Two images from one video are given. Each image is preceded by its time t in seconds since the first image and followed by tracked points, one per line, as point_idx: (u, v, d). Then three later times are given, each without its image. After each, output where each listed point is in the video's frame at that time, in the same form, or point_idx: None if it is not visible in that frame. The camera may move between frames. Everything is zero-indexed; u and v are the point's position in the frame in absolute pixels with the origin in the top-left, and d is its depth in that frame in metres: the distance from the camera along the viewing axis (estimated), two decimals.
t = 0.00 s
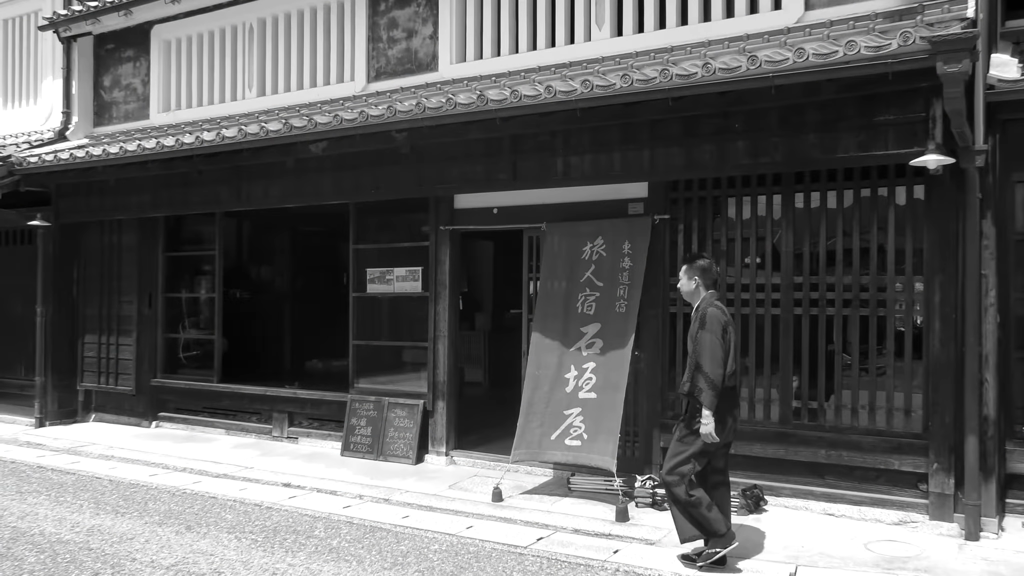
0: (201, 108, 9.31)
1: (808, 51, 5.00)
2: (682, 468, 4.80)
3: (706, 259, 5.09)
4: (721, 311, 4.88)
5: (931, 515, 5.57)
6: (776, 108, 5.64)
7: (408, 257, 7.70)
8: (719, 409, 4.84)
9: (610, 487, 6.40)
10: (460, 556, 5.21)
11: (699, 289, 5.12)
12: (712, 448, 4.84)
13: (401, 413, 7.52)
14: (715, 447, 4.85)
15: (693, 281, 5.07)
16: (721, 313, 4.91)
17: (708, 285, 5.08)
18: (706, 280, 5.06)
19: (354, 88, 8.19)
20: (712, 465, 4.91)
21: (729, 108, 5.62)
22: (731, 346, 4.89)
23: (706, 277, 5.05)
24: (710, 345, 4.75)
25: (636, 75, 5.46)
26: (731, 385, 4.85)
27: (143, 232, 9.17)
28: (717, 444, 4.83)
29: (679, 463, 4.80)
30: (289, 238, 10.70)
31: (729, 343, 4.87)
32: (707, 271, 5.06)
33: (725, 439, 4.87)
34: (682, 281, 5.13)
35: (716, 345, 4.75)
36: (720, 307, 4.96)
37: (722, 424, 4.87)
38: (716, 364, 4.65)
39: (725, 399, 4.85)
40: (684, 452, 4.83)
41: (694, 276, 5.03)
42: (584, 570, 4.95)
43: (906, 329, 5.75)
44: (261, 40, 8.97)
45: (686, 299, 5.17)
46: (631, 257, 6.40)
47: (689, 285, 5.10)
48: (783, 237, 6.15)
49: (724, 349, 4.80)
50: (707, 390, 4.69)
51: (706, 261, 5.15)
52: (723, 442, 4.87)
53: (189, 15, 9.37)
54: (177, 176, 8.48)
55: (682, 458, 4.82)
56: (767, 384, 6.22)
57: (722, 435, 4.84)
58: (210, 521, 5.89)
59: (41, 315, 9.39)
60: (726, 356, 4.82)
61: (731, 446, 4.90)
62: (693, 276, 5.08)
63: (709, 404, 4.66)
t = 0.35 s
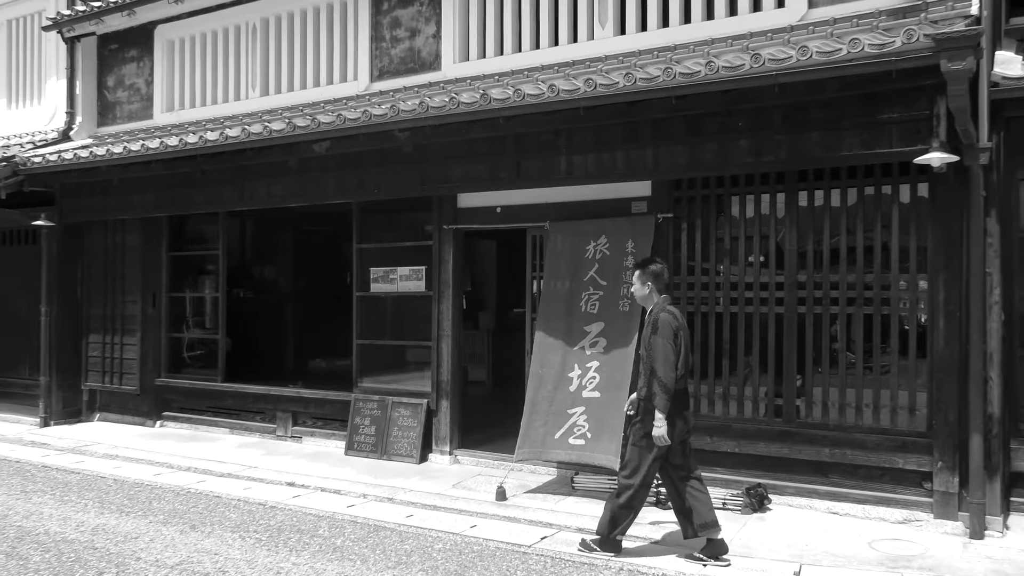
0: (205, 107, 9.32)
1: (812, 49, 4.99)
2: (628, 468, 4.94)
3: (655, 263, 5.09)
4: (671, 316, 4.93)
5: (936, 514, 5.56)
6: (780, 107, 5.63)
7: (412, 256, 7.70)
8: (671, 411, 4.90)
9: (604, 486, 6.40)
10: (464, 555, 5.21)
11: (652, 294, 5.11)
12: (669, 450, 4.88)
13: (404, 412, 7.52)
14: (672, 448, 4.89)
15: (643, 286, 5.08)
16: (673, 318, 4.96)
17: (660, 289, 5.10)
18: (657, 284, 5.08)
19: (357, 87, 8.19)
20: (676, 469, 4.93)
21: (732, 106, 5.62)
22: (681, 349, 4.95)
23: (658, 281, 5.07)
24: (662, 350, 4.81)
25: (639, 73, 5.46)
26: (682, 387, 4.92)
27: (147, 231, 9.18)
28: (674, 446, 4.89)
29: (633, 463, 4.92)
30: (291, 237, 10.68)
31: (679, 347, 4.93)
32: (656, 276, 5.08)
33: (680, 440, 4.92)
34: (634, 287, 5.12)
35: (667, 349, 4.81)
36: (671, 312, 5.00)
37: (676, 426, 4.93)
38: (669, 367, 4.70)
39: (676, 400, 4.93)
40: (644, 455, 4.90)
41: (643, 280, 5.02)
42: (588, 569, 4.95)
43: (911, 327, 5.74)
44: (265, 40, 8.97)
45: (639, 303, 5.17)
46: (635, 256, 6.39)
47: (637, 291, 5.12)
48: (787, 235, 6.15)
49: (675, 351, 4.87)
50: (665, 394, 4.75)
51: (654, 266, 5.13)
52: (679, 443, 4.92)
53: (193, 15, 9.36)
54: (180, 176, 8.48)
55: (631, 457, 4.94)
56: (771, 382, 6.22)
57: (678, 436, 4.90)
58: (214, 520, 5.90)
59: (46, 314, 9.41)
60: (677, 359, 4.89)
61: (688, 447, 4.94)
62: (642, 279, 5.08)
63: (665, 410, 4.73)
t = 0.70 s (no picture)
0: (208, 109, 9.34)
1: (815, 48, 4.98)
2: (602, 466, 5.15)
3: (614, 259, 5.36)
4: (624, 312, 5.19)
5: (940, 515, 5.55)
6: (783, 106, 5.63)
7: (415, 256, 7.70)
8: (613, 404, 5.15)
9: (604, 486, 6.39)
10: (467, 556, 5.22)
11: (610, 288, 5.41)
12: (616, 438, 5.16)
13: (408, 413, 7.52)
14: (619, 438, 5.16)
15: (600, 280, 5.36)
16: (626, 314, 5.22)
17: (616, 285, 5.36)
18: (614, 279, 5.34)
19: (360, 89, 8.19)
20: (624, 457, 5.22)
21: (734, 106, 5.61)
22: (633, 345, 5.19)
23: (615, 277, 5.32)
24: (608, 344, 5.09)
25: (642, 73, 5.45)
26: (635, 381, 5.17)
27: (150, 232, 9.19)
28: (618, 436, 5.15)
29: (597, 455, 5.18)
30: (294, 237, 10.66)
31: (630, 343, 5.17)
32: (614, 272, 5.34)
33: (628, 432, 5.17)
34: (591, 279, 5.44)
35: (614, 345, 5.07)
36: (626, 307, 5.26)
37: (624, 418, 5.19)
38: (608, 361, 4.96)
39: (624, 393, 5.17)
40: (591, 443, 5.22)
41: (599, 275, 5.28)
42: (591, 569, 4.95)
43: (915, 326, 5.73)
44: (268, 41, 8.99)
45: (600, 296, 5.48)
46: (638, 257, 6.40)
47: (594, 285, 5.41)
48: (790, 235, 6.15)
49: (624, 347, 5.12)
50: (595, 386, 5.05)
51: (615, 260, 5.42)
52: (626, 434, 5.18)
53: (196, 16, 9.38)
54: (184, 177, 8.50)
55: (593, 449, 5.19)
56: (773, 382, 6.22)
57: (621, 427, 5.15)
58: (218, 521, 5.91)
59: (50, 315, 9.44)
60: (624, 356, 5.13)
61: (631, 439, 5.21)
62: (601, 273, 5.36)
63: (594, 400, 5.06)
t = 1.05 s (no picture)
0: (208, 112, 9.35)
1: (815, 50, 4.99)
2: (574, 467, 5.17)
3: (576, 266, 5.48)
4: (578, 315, 5.25)
5: (941, 515, 5.55)
6: (783, 108, 5.64)
7: (415, 258, 7.71)
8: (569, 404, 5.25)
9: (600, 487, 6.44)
10: (468, 558, 5.22)
11: (570, 293, 5.51)
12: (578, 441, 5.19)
13: (408, 415, 7.52)
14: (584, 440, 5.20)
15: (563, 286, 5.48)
16: (581, 317, 5.27)
17: (576, 290, 5.46)
18: (574, 284, 5.44)
19: (360, 91, 8.20)
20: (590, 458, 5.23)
21: (734, 107, 5.62)
22: (588, 349, 5.20)
23: (573, 282, 5.44)
24: (557, 348, 5.16)
25: (642, 75, 5.46)
26: (592, 384, 5.18)
27: (151, 235, 9.20)
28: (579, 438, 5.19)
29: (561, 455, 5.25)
30: (296, 240, 10.63)
31: (583, 347, 5.19)
32: (574, 277, 5.44)
33: (588, 434, 5.18)
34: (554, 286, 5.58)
35: (563, 349, 5.13)
36: (583, 311, 5.32)
37: (584, 419, 5.22)
38: (551, 364, 5.02)
39: (579, 395, 5.21)
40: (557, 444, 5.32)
41: (558, 282, 5.41)
42: (592, 571, 4.96)
43: (915, 327, 5.73)
44: (268, 44, 8.99)
45: (561, 304, 5.58)
46: (638, 258, 6.41)
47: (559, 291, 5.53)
48: (790, 236, 6.16)
49: (576, 350, 5.15)
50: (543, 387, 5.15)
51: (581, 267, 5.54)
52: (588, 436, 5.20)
53: (196, 19, 9.40)
54: (184, 180, 8.50)
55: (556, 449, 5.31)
56: (774, 384, 6.21)
57: (580, 429, 5.18)
58: (219, 524, 5.91)
59: (51, 319, 9.44)
60: (575, 360, 5.15)
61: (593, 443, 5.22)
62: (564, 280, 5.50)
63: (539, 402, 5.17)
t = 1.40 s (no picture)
0: (209, 114, 9.37)
1: (814, 51, 5.00)
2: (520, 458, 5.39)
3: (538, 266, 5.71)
4: (538, 312, 5.47)
5: (941, 516, 5.56)
6: (782, 109, 5.65)
7: (416, 260, 7.72)
8: (535, 402, 5.41)
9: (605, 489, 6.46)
10: (469, 559, 5.23)
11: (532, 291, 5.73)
12: (534, 435, 5.39)
13: (409, 417, 7.53)
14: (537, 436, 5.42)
15: (523, 284, 5.68)
16: (542, 315, 5.48)
17: (535, 288, 5.66)
18: (535, 283, 5.67)
19: (361, 93, 8.22)
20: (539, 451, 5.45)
21: (734, 109, 5.63)
22: (550, 346, 5.41)
23: (534, 282, 5.66)
24: (524, 344, 5.33)
25: (642, 76, 5.48)
26: (551, 378, 5.39)
27: (152, 237, 9.21)
28: (535, 432, 5.39)
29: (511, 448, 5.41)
30: (296, 241, 10.55)
31: (545, 343, 5.39)
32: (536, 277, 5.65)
33: (541, 430, 5.41)
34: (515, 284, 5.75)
35: (529, 345, 5.31)
36: (542, 308, 5.54)
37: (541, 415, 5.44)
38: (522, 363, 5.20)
39: (542, 392, 5.41)
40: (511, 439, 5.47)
41: (520, 280, 5.61)
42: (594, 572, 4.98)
43: (915, 328, 5.74)
44: (269, 46, 9.01)
45: (522, 301, 5.80)
46: (639, 259, 6.41)
47: (520, 288, 5.71)
48: (790, 237, 6.16)
49: (539, 347, 5.35)
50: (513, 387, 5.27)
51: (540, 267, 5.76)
52: (541, 432, 5.42)
53: (197, 22, 9.41)
54: (185, 182, 8.52)
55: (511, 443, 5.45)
56: (775, 385, 6.22)
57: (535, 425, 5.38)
58: (220, 525, 5.92)
59: (52, 321, 9.45)
60: (539, 356, 5.35)
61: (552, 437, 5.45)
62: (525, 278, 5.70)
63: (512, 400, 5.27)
